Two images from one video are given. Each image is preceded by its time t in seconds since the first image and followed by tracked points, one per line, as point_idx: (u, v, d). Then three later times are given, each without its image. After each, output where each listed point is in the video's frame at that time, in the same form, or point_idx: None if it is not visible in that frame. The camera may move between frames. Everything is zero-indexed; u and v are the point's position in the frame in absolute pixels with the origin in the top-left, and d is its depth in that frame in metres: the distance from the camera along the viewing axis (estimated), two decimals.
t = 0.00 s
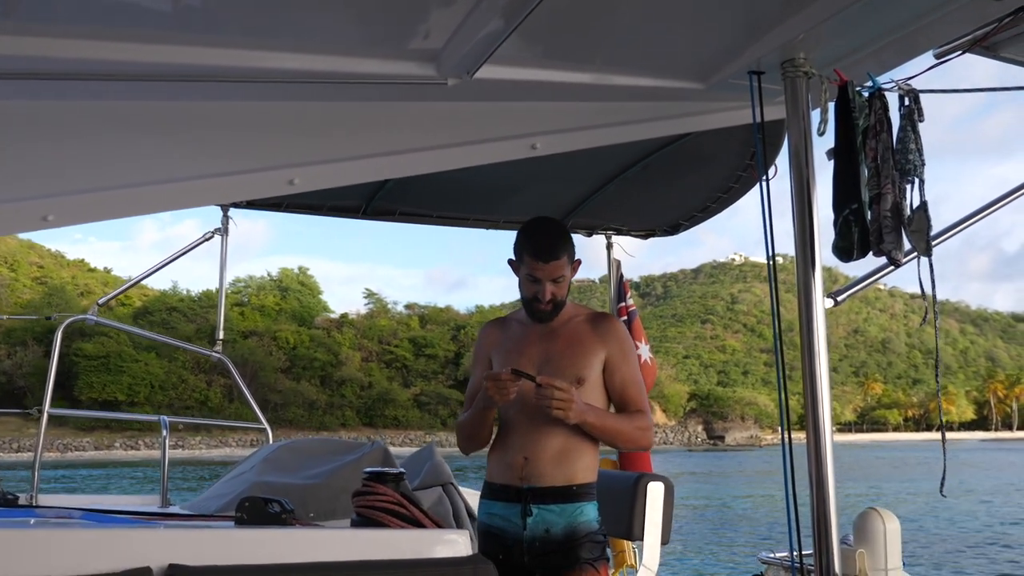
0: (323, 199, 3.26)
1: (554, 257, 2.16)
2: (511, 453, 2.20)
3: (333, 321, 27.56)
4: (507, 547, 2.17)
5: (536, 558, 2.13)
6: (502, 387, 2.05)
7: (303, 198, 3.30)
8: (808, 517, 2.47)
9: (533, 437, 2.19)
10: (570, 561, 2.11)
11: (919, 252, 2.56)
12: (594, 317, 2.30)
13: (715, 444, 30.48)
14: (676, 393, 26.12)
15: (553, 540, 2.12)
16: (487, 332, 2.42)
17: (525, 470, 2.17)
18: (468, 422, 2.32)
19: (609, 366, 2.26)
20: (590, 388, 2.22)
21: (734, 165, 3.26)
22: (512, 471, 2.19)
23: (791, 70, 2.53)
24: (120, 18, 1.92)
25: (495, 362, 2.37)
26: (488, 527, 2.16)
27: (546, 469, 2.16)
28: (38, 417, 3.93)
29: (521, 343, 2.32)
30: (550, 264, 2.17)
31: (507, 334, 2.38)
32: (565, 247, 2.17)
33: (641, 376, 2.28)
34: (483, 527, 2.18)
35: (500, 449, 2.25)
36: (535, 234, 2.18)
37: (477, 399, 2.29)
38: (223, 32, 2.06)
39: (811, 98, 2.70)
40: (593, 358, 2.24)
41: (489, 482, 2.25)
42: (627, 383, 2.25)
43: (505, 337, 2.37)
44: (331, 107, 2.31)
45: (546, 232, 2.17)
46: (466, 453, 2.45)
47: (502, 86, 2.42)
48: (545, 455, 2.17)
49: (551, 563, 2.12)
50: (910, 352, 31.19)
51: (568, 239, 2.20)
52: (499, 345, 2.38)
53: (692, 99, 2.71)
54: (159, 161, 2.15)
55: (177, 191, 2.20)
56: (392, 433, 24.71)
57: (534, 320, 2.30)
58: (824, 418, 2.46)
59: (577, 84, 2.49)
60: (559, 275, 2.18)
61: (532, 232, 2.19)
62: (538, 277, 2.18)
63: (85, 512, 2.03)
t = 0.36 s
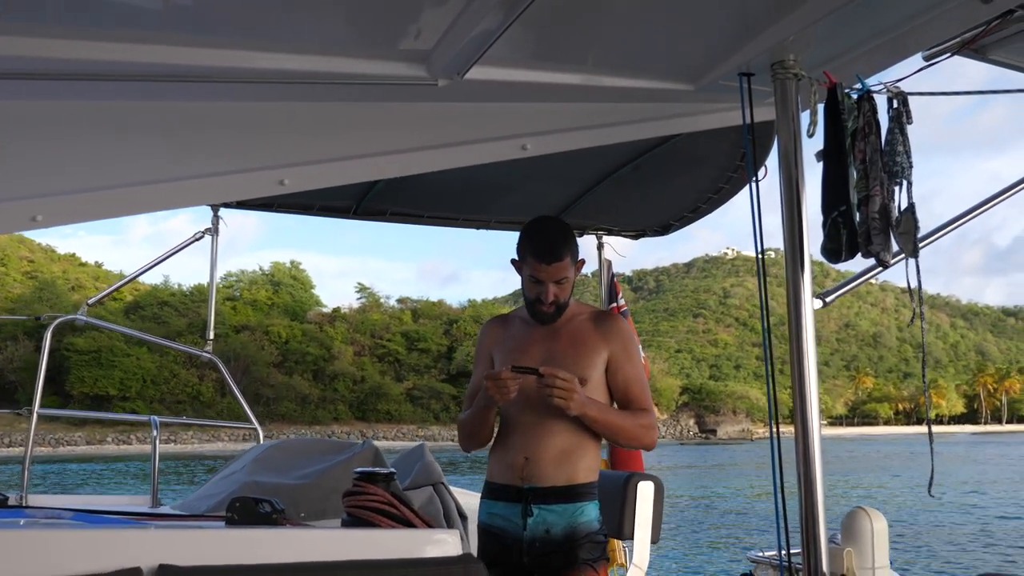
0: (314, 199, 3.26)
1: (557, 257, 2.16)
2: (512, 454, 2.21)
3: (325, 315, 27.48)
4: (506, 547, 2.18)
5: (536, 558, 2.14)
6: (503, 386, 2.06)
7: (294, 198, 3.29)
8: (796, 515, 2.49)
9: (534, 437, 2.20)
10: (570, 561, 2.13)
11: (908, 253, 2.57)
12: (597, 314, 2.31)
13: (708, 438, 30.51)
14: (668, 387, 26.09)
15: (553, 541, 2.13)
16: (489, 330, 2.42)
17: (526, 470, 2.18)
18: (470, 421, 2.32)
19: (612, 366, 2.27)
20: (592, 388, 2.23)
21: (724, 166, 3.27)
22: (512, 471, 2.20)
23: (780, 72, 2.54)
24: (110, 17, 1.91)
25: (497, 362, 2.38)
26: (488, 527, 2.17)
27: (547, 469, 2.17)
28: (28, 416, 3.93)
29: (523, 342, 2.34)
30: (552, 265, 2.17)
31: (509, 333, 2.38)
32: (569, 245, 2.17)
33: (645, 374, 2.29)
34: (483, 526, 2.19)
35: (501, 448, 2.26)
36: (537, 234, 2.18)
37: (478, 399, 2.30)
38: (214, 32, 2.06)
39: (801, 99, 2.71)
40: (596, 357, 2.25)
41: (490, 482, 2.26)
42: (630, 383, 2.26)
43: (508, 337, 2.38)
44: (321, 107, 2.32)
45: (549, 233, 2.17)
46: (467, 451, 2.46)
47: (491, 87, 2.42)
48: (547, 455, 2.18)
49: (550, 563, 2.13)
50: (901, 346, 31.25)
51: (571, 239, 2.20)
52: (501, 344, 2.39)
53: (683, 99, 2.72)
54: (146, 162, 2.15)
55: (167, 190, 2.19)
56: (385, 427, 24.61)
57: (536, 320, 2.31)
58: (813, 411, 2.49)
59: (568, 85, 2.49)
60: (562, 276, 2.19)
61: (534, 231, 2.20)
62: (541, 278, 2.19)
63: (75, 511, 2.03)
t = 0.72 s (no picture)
0: (299, 180, 3.24)
1: (560, 242, 2.18)
2: (512, 436, 2.23)
3: (313, 294, 27.36)
4: (504, 527, 2.20)
5: (536, 539, 2.17)
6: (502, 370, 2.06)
7: (279, 179, 3.28)
8: (780, 490, 2.52)
9: (534, 418, 2.23)
10: (568, 543, 2.15)
11: (892, 236, 2.57)
12: (597, 295, 2.33)
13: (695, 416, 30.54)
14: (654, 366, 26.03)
15: (553, 522, 2.15)
16: (487, 308, 2.42)
17: (527, 451, 2.20)
18: (466, 399, 2.32)
19: (612, 348, 2.29)
20: (593, 369, 2.25)
21: (711, 149, 3.27)
22: (513, 453, 2.21)
23: (767, 55, 2.55)
24: None
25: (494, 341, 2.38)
26: (488, 508, 2.19)
27: (547, 452, 2.19)
28: (12, 398, 3.91)
29: (521, 322, 2.34)
30: (556, 251, 2.19)
31: (507, 311, 2.38)
32: (571, 231, 2.19)
33: (644, 353, 2.31)
34: (482, 508, 2.21)
35: (501, 427, 2.27)
36: (538, 220, 2.20)
37: (476, 378, 2.30)
38: (197, 11, 2.04)
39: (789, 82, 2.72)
40: (596, 338, 2.26)
41: (489, 463, 2.27)
42: (630, 366, 2.28)
43: (505, 315, 2.38)
44: (306, 87, 2.30)
45: (549, 219, 2.19)
46: (462, 428, 2.47)
47: (479, 68, 2.41)
48: (547, 438, 2.20)
49: (550, 546, 2.15)
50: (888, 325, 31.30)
51: (575, 222, 2.22)
52: (499, 321, 2.39)
53: (669, 84, 2.72)
54: (128, 144, 2.13)
55: (147, 173, 2.16)
56: (373, 406, 24.54)
57: (536, 302, 2.32)
58: (798, 393, 2.51)
59: (555, 68, 2.48)
60: (564, 261, 2.21)
61: (536, 216, 2.22)
62: (543, 263, 2.21)
63: (58, 494, 2.02)
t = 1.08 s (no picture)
0: (287, 158, 3.22)
1: (563, 231, 2.27)
2: (513, 416, 2.34)
3: (300, 272, 27.25)
4: (506, 506, 2.31)
5: (536, 519, 2.28)
6: (504, 345, 2.17)
7: (266, 158, 3.25)
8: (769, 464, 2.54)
9: (534, 400, 2.34)
10: (568, 521, 2.27)
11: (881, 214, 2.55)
12: (599, 272, 2.42)
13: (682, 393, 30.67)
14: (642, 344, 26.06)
15: (554, 500, 2.27)
16: (486, 284, 2.50)
17: (528, 432, 2.31)
18: (467, 376, 2.40)
19: (613, 327, 2.39)
20: (595, 348, 2.35)
21: (700, 126, 3.25)
22: (513, 433, 2.33)
23: (756, 31, 2.54)
24: None
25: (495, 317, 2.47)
26: (488, 487, 2.30)
27: (548, 432, 2.31)
28: None
29: (521, 302, 2.43)
30: (558, 238, 2.29)
31: (507, 287, 2.47)
32: (575, 219, 2.28)
33: (645, 332, 2.41)
34: (483, 487, 2.31)
35: (501, 405, 2.38)
36: (540, 205, 2.29)
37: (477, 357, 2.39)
38: None
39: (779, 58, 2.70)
40: (598, 318, 2.36)
41: (489, 441, 2.38)
42: (631, 344, 2.38)
43: (506, 292, 2.46)
44: (292, 64, 2.27)
45: (552, 205, 2.27)
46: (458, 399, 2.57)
47: (467, 45, 2.38)
48: (549, 418, 2.32)
49: (550, 523, 2.28)
50: (874, 302, 31.41)
51: (579, 211, 2.30)
52: (500, 297, 2.47)
53: (658, 60, 2.70)
54: (118, 119, 2.12)
55: (143, 149, 2.17)
56: (361, 383, 24.57)
57: (537, 283, 2.41)
58: (787, 373, 2.55)
59: (545, 44, 2.45)
60: (568, 247, 2.30)
61: (539, 200, 2.31)
62: (546, 250, 2.31)
63: (44, 474, 2.01)
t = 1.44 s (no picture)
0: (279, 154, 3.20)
1: (574, 250, 2.23)
2: (507, 413, 2.34)
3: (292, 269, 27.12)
4: (501, 500, 2.31)
5: (532, 512, 2.28)
6: (507, 348, 2.18)
7: (259, 154, 3.23)
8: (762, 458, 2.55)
9: (533, 398, 2.34)
10: (563, 517, 2.27)
11: (875, 206, 2.56)
12: (607, 275, 2.44)
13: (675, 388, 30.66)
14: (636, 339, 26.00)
15: (549, 495, 2.28)
16: (492, 273, 2.52)
17: (524, 428, 2.31)
18: (467, 366, 2.42)
19: (617, 331, 2.41)
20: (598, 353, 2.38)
21: (693, 121, 3.25)
22: (508, 429, 2.33)
23: (748, 24, 2.53)
24: None
25: (499, 308, 2.50)
26: (484, 479, 2.30)
27: (545, 429, 2.31)
28: None
29: (526, 302, 2.44)
30: (571, 264, 2.27)
31: (512, 280, 2.49)
32: (587, 244, 2.24)
33: (649, 336, 2.43)
34: (478, 479, 2.32)
35: (499, 397, 2.38)
36: (557, 217, 2.25)
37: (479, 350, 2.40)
38: None
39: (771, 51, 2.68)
40: (603, 323, 2.39)
41: (485, 435, 2.38)
42: (635, 349, 2.40)
43: (511, 285, 2.48)
44: (287, 62, 2.25)
45: (570, 223, 2.23)
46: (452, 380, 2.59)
47: (458, 39, 2.37)
48: (547, 416, 2.32)
49: (545, 519, 2.28)
50: (865, 296, 31.46)
51: (591, 228, 2.26)
52: (505, 287, 2.49)
53: (651, 53, 2.69)
54: (120, 116, 2.15)
55: (142, 144, 2.20)
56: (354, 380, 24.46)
57: (543, 285, 2.43)
58: (783, 374, 2.54)
59: (537, 39, 2.45)
60: (578, 271, 2.29)
61: (555, 213, 2.27)
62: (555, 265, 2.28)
63: (39, 472, 2.00)
